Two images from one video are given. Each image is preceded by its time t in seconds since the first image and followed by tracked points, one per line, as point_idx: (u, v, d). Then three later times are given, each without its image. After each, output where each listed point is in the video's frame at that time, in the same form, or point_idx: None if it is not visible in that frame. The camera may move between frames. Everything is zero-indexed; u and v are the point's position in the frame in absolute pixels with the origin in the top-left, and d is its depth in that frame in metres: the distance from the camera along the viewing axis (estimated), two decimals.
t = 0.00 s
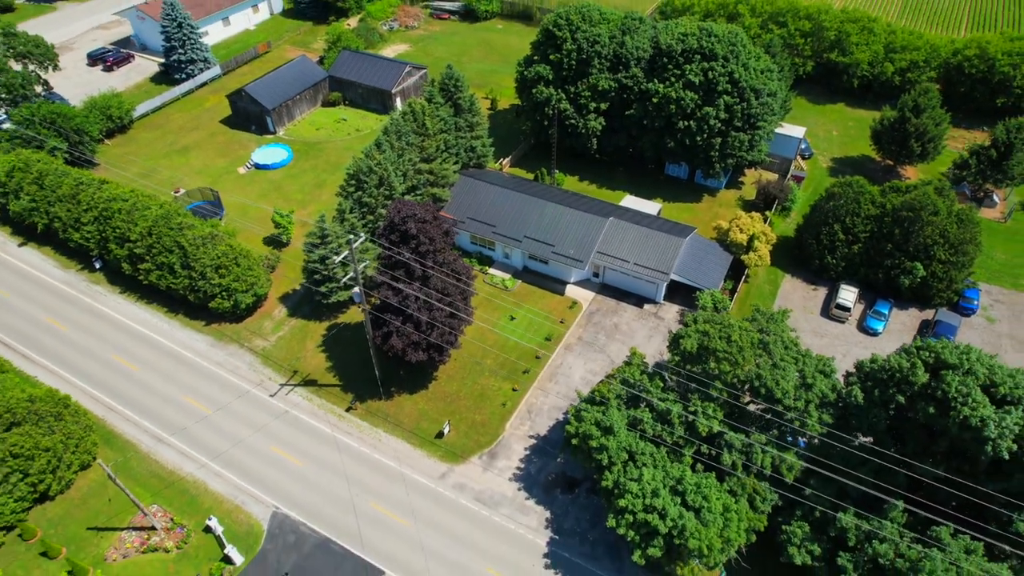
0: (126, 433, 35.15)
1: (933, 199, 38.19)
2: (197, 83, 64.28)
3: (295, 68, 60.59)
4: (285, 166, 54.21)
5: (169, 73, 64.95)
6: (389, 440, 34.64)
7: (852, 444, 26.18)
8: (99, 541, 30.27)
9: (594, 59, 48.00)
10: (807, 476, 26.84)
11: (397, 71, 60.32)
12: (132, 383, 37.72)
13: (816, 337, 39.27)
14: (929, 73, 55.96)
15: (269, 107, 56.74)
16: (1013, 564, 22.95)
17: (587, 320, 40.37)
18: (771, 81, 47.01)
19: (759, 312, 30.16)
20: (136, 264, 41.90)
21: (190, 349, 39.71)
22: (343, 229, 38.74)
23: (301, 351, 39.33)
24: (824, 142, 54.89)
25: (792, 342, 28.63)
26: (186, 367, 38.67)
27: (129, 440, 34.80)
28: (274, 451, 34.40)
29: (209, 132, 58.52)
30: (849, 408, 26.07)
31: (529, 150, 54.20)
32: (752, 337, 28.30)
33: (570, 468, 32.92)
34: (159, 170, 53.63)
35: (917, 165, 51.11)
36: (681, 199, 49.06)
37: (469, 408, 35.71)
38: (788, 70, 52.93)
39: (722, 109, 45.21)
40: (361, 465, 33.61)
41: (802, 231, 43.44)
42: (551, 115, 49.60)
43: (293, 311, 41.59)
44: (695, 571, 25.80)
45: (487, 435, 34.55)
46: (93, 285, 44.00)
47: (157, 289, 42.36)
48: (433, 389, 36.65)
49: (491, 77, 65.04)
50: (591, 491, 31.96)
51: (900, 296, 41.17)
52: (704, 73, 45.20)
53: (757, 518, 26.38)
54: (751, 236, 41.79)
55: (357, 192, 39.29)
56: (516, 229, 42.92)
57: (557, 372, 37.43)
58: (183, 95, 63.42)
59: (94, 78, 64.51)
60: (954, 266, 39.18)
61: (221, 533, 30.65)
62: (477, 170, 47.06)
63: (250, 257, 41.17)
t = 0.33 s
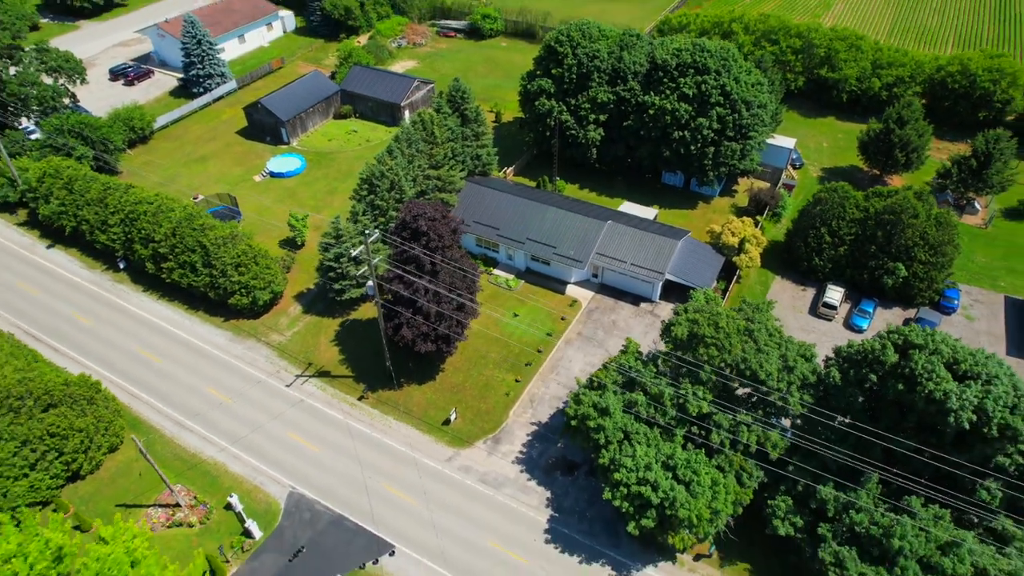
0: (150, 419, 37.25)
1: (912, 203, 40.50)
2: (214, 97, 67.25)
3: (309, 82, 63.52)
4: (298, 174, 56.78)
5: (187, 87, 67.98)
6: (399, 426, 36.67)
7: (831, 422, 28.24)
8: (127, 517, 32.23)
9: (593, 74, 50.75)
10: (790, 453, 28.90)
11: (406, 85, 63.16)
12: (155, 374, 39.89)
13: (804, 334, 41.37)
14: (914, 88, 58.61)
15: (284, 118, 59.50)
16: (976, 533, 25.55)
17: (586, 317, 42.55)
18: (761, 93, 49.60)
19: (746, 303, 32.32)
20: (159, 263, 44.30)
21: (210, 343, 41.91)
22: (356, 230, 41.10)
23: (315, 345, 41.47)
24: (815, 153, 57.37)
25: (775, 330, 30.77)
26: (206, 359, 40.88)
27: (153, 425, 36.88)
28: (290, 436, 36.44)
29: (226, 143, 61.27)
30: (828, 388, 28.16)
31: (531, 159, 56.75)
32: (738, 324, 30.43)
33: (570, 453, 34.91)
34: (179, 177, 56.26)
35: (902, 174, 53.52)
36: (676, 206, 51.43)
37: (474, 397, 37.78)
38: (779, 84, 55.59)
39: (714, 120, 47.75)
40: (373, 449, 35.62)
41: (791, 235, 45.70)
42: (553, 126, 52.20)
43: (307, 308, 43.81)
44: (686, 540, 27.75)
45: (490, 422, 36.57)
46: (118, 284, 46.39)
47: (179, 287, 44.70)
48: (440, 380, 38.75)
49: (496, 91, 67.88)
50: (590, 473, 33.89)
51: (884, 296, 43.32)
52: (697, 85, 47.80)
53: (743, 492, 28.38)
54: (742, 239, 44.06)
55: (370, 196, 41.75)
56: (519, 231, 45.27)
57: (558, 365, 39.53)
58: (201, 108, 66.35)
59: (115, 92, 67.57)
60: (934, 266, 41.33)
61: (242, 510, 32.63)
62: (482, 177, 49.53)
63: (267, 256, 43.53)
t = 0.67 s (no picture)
0: (180, 399, 40.22)
1: (888, 205, 43.61)
2: (235, 109, 71.09)
3: (325, 95, 67.30)
4: (315, 180, 60.19)
5: (210, 100, 71.89)
6: (410, 407, 39.54)
7: (807, 395, 31.14)
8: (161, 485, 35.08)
9: (593, 87, 54.28)
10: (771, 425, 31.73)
11: (417, 98, 66.85)
12: (184, 359, 42.95)
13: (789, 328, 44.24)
14: (897, 102, 61.96)
15: (301, 129, 63.12)
16: (937, 494, 28.79)
17: (585, 311, 45.52)
18: (750, 105, 52.97)
19: (730, 291, 35.31)
20: (188, 259, 47.57)
21: (235, 333, 45.01)
22: (372, 228, 44.31)
23: (332, 334, 44.49)
24: (804, 163, 60.61)
25: (756, 314, 33.73)
26: (231, 346, 43.94)
27: (183, 405, 39.84)
28: (310, 415, 39.33)
29: (246, 152, 64.87)
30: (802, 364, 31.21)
31: (535, 168, 60.09)
32: (722, 309, 33.42)
33: (569, 431, 37.68)
34: (203, 183, 59.76)
35: (885, 183, 56.67)
36: (672, 211, 54.58)
37: (480, 381, 40.70)
38: (768, 98, 59.00)
39: (706, 130, 51.09)
40: (386, 427, 38.46)
41: (778, 237, 48.77)
42: (555, 136, 55.63)
43: (324, 302, 46.90)
44: (674, 503, 30.47)
45: (495, 403, 39.42)
46: (147, 279, 49.68)
47: (205, 282, 47.92)
48: (449, 366, 41.67)
49: (501, 105, 71.53)
50: (587, 449, 36.63)
51: (865, 293, 46.18)
52: (690, 98, 51.17)
53: (727, 459, 31.10)
54: (731, 239, 47.13)
55: (385, 197, 45.03)
56: (523, 232, 48.45)
57: (558, 353, 42.44)
58: (223, 119, 70.14)
59: (142, 104, 71.55)
60: (911, 265, 44.20)
61: (266, 479, 35.42)
62: (489, 183, 52.84)
63: (288, 253, 46.74)
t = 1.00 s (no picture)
0: (211, 381, 43.77)
1: (864, 208, 47.32)
2: (256, 122, 75.53)
3: (341, 109, 71.69)
4: (333, 187, 64.21)
5: (233, 113, 76.39)
6: (423, 388, 43.06)
7: (782, 371, 34.54)
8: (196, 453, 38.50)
9: (593, 101, 58.41)
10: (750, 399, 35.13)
11: (428, 112, 71.16)
12: (214, 346, 46.58)
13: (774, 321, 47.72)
14: (880, 116, 65.84)
15: (319, 139, 67.29)
16: (896, 458, 32.13)
17: (584, 305, 49.11)
18: (738, 117, 56.90)
19: (715, 281, 38.87)
20: (217, 256, 51.45)
21: (260, 323, 48.70)
22: (388, 227, 48.16)
23: (350, 325, 48.12)
24: (792, 173, 64.42)
25: (738, 300, 37.33)
26: (257, 335, 47.59)
27: (214, 386, 43.37)
28: (330, 395, 42.80)
29: (268, 160, 69.08)
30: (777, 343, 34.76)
31: (538, 176, 64.05)
32: (706, 295, 37.02)
33: (569, 410, 41.06)
34: (228, 188, 63.87)
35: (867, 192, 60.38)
36: (666, 216, 58.35)
37: (487, 366, 44.20)
38: (757, 112, 62.97)
39: (697, 140, 54.98)
40: (401, 406, 41.92)
41: (765, 239, 52.45)
42: (557, 145, 59.62)
43: (342, 296, 50.60)
44: (662, 466, 33.76)
45: (501, 386, 42.91)
46: (177, 275, 53.55)
47: (232, 277, 51.74)
48: (458, 352, 45.21)
49: (507, 118, 75.77)
50: (585, 425, 40.00)
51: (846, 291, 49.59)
52: (682, 110, 55.15)
53: (710, 428, 34.45)
54: (720, 240, 50.79)
55: (400, 198, 48.98)
56: (527, 232, 52.25)
57: (559, 342, 45.94)
58: (245, 131, 74.53)
59: (169, 117, 76.10)
60: (886, 263, 47.49)
61: (291, 450, 38.82)
62: (495, 188, 56.79)
63: (310, 250, 50.54)
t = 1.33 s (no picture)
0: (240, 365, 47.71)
1: (842, 211, 51.25)
2: (276, 134, 80.31)
3: (357, 122, 76.43)
4: (350, 194, 68.59)
5: (255, 126, 81.23)
6: (435, 372, 46.93)
7: (761, 351, 38.46)
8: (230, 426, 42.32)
9: (592, 113, 62.89)
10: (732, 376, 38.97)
11: (439, 125, 75.84)
12: (242, 335, 50.62)
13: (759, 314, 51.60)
14: (863, 130, 70.10)
15: (337, 149, 71.82)
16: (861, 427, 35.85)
17: (584, 299, 53.11)
18: (728, 129, 61.18)
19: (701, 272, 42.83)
20: (244, 253, 55.69)
21: (284, 314, 52.80)
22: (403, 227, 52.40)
23: (367, 316, 52.15)
24: (780, 182, 68.60)
25: (721, 289, 41.29)
26: (282, 325, 51.66)
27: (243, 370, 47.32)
28: (350, 378, 46.69)
29: (288, 169, 73.63)
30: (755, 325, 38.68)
31: (542, 184, 68.35)
32: (692, 283, 40.95)
33: (568, 391, 44.84)
34: (251, 195, 68.36)
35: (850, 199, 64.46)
36: (661, 221, 62.48)
37: (493, 353, 48.07)
38: (747, 125, 67.32)
39: (689, 150, 59.28)
40: (415, 387, 45.76)
41: (752, 241, 56.48)
42: (560, 155, 63.98)
43: (360, 291, 54.70)
44: (651, 435, 37.50)
45: (506, 370, 46.75)
46: (206, 272, 57.82)
47: (258, 273, 55.93)
48: (467, 341, 49.14)
49: (513, 132, 80.38)
50: (583, 404, 43.75)
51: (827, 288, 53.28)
52: (675, 122, 59.51)
53: (694, 402, 38.25)
54: (709, 241, 55.40)
55: (415, 201, 53.35)
56: (531, 233, 56.44)
57: (560, 333, 49.79)
58: (266, 142, 79.28)
59: (193, 129, 80.93)
60: (863, 262, 50.99)
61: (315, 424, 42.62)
62: (501, 194, 61.13)
63: (330, 248, 54.69)
